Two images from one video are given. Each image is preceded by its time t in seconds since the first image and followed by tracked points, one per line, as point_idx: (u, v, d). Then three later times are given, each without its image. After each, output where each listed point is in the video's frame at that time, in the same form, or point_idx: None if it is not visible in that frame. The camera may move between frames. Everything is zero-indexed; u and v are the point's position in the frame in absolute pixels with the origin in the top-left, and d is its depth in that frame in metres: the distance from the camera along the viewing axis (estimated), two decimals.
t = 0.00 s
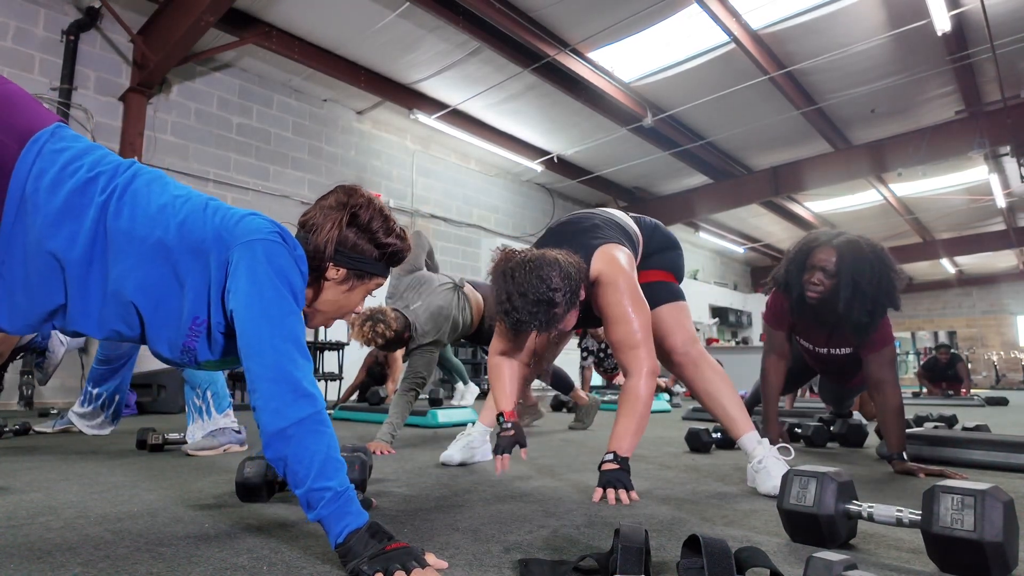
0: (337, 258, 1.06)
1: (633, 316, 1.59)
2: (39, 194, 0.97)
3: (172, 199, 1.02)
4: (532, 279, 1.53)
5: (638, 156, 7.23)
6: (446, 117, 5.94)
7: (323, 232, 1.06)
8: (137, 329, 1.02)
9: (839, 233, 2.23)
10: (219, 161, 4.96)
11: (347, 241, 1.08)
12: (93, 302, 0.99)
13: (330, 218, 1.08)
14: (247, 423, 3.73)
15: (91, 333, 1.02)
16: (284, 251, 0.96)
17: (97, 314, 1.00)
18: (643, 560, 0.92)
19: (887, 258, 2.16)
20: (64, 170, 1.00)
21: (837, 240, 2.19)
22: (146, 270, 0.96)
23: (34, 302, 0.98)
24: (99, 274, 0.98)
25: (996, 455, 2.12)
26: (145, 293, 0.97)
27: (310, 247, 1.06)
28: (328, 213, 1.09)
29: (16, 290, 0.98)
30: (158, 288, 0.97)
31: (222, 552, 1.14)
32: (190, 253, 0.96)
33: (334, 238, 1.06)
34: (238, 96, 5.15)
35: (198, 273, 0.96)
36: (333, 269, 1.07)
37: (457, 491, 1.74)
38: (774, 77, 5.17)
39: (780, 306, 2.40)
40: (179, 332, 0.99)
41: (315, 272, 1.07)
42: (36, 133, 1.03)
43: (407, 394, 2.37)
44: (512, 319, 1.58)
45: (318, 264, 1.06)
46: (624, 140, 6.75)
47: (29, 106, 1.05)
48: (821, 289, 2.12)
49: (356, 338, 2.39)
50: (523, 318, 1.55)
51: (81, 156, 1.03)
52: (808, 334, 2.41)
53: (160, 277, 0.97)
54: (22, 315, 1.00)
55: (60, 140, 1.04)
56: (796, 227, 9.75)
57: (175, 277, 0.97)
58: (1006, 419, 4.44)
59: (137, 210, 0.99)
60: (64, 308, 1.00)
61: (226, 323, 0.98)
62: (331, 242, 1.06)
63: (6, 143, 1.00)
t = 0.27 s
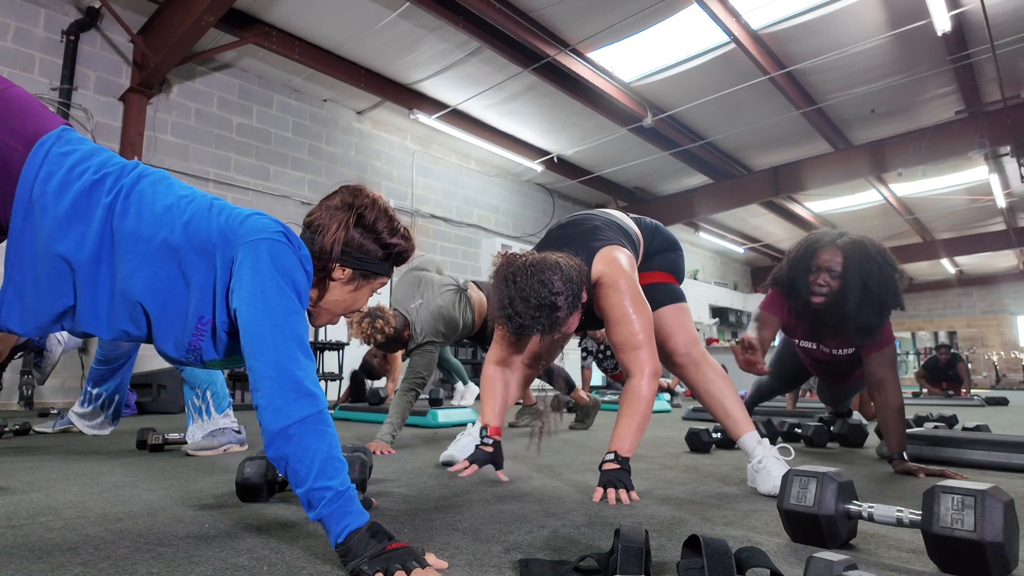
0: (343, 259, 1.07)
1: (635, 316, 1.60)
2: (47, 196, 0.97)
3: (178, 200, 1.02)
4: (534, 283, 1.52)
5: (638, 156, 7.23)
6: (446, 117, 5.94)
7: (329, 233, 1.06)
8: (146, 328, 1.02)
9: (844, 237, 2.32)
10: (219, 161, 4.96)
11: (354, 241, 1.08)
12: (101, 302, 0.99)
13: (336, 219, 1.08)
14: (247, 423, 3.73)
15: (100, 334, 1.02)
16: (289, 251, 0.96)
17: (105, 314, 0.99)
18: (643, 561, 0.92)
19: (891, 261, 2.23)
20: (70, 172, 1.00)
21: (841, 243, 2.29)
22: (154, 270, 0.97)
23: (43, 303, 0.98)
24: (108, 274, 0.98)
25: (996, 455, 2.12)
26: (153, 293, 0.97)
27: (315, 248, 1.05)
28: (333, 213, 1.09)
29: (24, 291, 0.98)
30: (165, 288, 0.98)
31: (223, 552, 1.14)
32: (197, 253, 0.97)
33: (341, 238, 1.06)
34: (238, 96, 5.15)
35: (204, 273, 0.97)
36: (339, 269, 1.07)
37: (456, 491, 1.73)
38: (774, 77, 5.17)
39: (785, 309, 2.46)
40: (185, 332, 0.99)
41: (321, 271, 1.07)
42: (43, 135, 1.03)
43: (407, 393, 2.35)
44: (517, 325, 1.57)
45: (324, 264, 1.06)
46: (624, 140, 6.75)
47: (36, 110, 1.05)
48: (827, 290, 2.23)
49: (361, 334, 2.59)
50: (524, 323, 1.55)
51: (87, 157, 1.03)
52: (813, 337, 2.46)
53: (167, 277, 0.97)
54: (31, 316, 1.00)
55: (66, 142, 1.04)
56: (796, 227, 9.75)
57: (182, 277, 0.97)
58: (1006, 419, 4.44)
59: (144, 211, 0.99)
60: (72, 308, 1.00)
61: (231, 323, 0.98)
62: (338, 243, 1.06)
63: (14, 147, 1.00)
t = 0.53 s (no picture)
0: (344, 259, 1.07)
1: (633, 316, 1.60)
2: (47, 197, 0.97)
3: (178, 200, 1.02)
4: (535, 284, 1.52)
5: (638, 156, 7.23)
6: (446, 117, 5.94)
7: (330, 234, 1.06)
8: (145, 329, 1.02)
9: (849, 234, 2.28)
10: (219, 161, 4.96)
11: (355, 242, 1.08)
12: (100, 303, 0.99)
13: (337, 220, 1.08)
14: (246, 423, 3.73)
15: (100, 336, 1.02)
16: (290, 252, 0.96)
17: (104, 315, 0.99)
18: (643, 561, 0.92)
19: (895, 262, 2.19)
20: (70, 173, 1.00)
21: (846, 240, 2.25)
22: (154, 271, 0.97)
23: (43, 306, 0.98)
24: (108, 275, 0.98)
25: (995, 455, 2.12)
26: (153, 294, 0.97)
27: (316, 249, 1.06)
28: (334, 213, 1.08)
29: (24, 292, 0.98)
30: (164, 288, 0.98)
31: (223, 552, 1.14)
32: (198, 254, 0.97)
33: (342, 239, 1.06)
34: (239, 96, 5.15)
35: (204, 274, 0.97)
36: (340, 270, 1.08)
37: (457, 491, 1.74)
38: (774, 77, 5.17)
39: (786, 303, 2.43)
40: (185, 333, 0.99)
41: (321, 270, 1.07)
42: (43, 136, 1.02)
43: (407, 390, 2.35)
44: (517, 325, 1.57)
45: (325, 265, 1.06)
46: (624, 140, 6.75)
47: (35, 109, 1.05)
48: (827, 288, 2.20)
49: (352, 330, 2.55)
50: (524, 322, 1.55)
51: (86, 158, 1.03)
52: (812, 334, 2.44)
53: (167, 278, 0.97)
54: (31, 319, 1.00)
55: (66, 143, 1.04)
56: (796, 227, 9.74)
57: (182, 277, 0.97)
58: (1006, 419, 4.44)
59: (143, 212, 0.99)
60: (72, 310, 1.00)
61: (232, 324, 0.98)
62: (339, 244, 1.06)
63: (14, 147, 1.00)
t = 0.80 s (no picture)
0: (344, 257, 1.07)
1: (619, 312, 1.59)
2: (46, 199, 0.97)
3: (177, 201, 1.02)
4: (520, 276, 1.53)
5: (638, 156, 7.23)
6: (446, 117, 5.94)
7: (330, 232, 1.06)
8: (146, 331, 1.02)
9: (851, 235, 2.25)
10: (219, 161, 4.96)
11: (355, 241, 1.08)
12: (100, 305, 0.99)
13: (336, 217, 1.08)
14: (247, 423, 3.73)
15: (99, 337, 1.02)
16: (289, 252, 0.96)
17: (104, 316, 0.99)
18: (644, 561, 0.92)
19: (895, 263, 2.18)
20: (68, 175, 0.99)
21: (847, 241, 2.23)
22: (153, 272, 0.97)
23: (41, 308, 0.98)
24: (107, 277, 0.98)
25: (995, 455, 2.12)
26: (153, 296, 0.97)
27: (316, 246, 1.06)
28: (334, 212, 1.09)
29: (22, 295, 0.97)
30: (164, 290, 0.98)
31: (223, 552, 1.14)
32: (197, 254, 0.97)
33: (342, 236, 1.06)
34: (239, 96, 5.15)
35: (204, 275, 0.97)
36: (340, 267, 1.08)
37: (457, 491, 1.74)
38: (774, 77, 5.17)
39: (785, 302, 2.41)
40: (185, 334, 0.99)
41: (322, 268, 1.07)
42: (40, 139, 1.02)
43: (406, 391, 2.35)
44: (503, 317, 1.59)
45: (325, 264, 1.07)
46: (624, 140, 6.76)
47: (33, 111, 1.05)
48: (827, 290, 2.19)
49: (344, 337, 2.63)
50: (512, 314, 1.56)
51: (85, 161, 1.03)
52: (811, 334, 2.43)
53: (167, 279, 0.97)
54: (30, 321, 0.99)
55: (64, 146, 1.04)
56: (796, 227, 9.74)
57: (182, 279, 0.98)
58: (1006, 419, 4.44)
59: (143, 213, 0.99)
60: (71, 313, 0.99)
61: (232, 324, 0.98)
62: (340, 242, 1.06)
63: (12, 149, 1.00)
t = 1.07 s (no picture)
0: (346, 261, 1.07)
1: (597, 315, 1.57)
2: (47, 198, 0.97)
3: (178, 201, 1.02)
4: (497, 275, 1.57)
5: (638, 156, 7.23)
6: (446, 117, 5.94)
7: (333, 235, 1.06)
8: (147, 330, 1.02)
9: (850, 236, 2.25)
10: (219, 161, 4.95)
11: (357, 243, 1.08)
12: (101, 304, 0.99)
13: (339, 220, 1.08)
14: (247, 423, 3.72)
15: (100, 336, 1.02)
16: (289, 252, 0.96)
17: (106, 315, 0.99)
18: (644, 561, 0.92)
19: (894, 264, 2.18)
20: (70, 175, 0.99)
21: (846, 243, 2.23)
22: (154, 271, 0.97)
23: (42, 307, 0.98)
24: (108, 276, 0.98)
25: (995, 455, 2.12)
26: (154, 295, 0.97)
27: (319, 249, 1.06)
28: (336, 215, 1.09)
29: (22, 294, 0.97)
30: (165, 290, 0.98)
31: (223, 552, 1.14)
32: (196, 254, 0.97)
33: (345, 240, 1.06)
34: (239, 96, 5.15)
35: (206, 275, 0.97)
36: (342, 270, 1.08)
37: (457, 491, 1.74)
38: (774, 77, 5.17)
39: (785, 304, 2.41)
40: (186, 333, 0.99)
41: (324, 271, 1.07)
42: (42, 139, 1.02)
43: (406, 389, 2.34)
44: (485, 318, 1.63)
45: (327, 266, 1.07)
46: (624, 140, 6.76)
47: (34, 110, 1.05)
48: (827, 292, 2.19)
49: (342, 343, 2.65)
50: (492, 315, 1.61)
51: (87, 161, 1.03)
52: (810, 335, 2.43)
53: (168, 278, 0.97)
54: (31, 320, 0.99)
55: (65, 145, 1.03)
56: (796, 227, 9.74)
57: (183, 278, 0.98)
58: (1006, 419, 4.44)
59: (145, 212, 0.99)
60: (72, 312, 0.99)
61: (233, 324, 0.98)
62: (342, 245, 1.06)
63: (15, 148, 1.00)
